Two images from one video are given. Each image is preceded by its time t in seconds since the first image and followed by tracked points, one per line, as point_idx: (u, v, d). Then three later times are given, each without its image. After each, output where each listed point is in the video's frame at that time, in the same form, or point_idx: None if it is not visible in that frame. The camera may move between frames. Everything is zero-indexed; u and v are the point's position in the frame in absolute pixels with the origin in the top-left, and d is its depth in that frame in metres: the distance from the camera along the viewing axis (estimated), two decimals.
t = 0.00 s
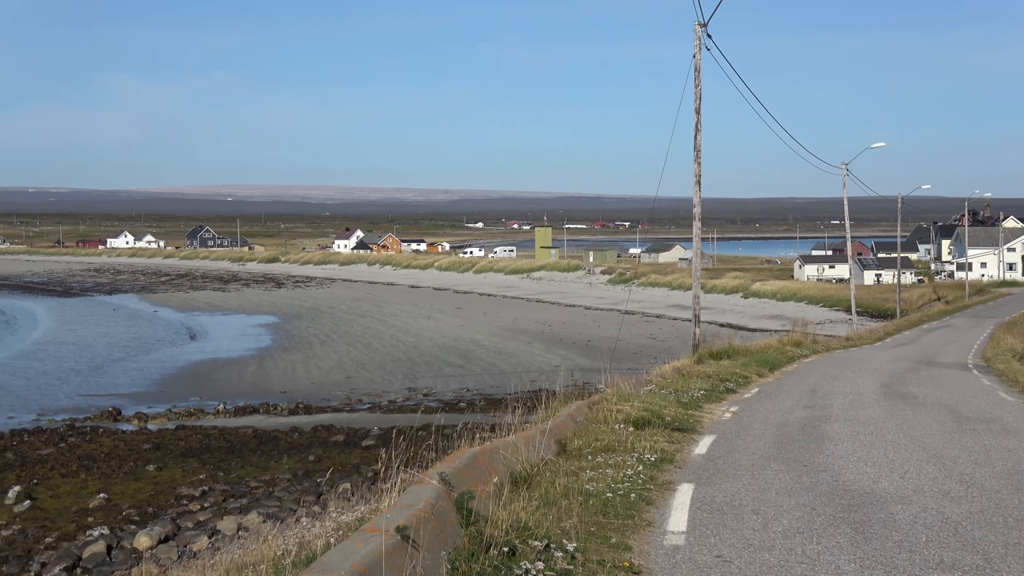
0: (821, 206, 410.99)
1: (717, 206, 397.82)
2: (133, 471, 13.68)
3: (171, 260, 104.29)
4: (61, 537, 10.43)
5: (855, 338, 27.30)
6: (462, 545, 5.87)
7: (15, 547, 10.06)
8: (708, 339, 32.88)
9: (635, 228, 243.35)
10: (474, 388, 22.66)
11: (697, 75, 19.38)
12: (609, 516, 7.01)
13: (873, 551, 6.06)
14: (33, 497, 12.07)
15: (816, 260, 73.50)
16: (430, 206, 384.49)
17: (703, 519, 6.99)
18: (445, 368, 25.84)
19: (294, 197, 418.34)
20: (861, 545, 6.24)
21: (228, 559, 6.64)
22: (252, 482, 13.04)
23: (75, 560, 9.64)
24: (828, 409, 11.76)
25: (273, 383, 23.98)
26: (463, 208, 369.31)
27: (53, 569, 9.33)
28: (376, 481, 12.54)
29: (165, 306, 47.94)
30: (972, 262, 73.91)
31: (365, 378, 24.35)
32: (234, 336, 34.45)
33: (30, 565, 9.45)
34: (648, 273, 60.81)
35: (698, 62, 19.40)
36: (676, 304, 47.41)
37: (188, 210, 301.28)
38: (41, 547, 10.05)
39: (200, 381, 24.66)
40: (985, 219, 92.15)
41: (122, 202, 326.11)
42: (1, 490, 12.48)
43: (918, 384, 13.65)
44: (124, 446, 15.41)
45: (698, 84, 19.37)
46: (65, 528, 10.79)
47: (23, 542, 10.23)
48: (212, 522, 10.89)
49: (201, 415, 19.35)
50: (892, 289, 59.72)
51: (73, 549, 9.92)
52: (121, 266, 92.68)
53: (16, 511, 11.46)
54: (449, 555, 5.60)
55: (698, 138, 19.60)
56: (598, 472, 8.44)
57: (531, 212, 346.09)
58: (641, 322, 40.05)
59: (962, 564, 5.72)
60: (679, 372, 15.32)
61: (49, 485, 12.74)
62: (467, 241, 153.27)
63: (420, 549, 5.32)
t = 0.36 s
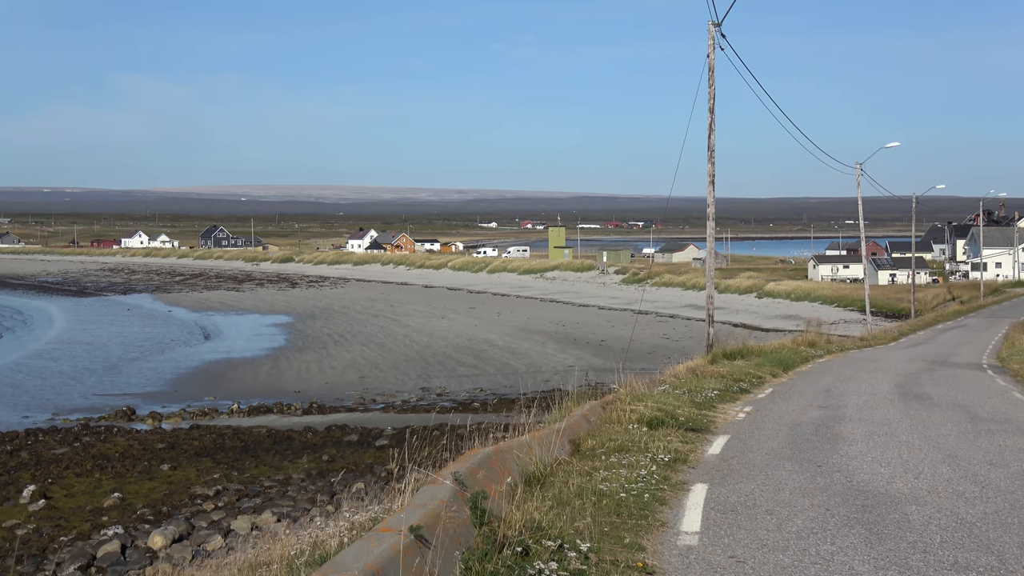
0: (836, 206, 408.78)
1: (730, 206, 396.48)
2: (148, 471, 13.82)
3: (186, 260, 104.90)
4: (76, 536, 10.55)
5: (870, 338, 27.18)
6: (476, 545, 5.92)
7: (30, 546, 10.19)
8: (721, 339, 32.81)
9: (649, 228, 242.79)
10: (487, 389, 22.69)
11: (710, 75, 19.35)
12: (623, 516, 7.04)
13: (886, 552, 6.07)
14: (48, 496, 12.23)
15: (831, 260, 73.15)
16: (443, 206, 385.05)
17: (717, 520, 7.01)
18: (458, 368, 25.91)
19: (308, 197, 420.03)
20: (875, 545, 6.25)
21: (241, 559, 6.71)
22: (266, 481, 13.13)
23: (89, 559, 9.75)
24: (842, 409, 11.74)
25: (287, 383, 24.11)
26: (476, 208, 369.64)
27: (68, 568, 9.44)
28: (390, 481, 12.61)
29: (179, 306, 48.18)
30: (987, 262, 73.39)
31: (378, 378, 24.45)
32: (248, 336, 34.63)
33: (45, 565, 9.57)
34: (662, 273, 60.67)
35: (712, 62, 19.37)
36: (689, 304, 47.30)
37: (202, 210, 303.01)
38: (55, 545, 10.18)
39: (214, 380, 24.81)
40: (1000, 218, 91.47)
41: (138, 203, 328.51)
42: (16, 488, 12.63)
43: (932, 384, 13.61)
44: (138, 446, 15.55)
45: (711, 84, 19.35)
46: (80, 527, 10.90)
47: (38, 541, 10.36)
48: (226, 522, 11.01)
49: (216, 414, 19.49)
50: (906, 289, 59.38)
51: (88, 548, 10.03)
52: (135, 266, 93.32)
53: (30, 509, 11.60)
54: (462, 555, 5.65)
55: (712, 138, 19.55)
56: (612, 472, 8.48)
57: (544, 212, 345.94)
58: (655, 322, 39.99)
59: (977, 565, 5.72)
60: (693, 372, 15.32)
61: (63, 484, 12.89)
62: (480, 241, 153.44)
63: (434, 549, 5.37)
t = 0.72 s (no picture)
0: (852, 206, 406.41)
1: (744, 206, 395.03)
2: (162, 470, 13.97)
3: (201, 260, 105.56)
4: (91, 535, 10.67)
5: (885, 338, 27.06)
6: (489, 545, 5.98)
7: (45, 545, 10.32)
8: (736, 339, 32.75)
9: (661, 228, 242.15)
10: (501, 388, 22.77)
11: (725, 74, 19.32)
12: (637, 516, 7.08)
13: (901, 552, 6.08)
14: (63, 495, 12.37)
15: (845, 260, 72.80)
16: (457, 206, 385.83)
17: (731, 520, 7.04)
18: (472, 368, 25.99)
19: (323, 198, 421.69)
20: (890, 546, 6.25)
21: (256, 559, 6.80)
22: (280, 481, 13.24)
23: (104, 558, 9.87)
24: (856, 409, 11.72)
25: (301, 383, 24.27)
26: (489, 208, 369.81)
27: (83, 568, 9.57)
28: (403, 480, 12.68)
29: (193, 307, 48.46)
30: (1004, 262, 72.82)
31: (392, 378, 24.57)
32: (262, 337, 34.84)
33: (60, 564, 9.69)
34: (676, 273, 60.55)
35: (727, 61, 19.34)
36: (703, 304, 47.20)
37: (217, 210, 304.79)
38: (70, 545, 10.30)
39: (228, 380, 24.98)
40: (1016, 218, 90.72)
41: (154, 203, 331.02)
42: (32, 487, 12.80)
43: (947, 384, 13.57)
44: (153, 445, 15.71)
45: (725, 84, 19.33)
46: (95, 526, 11.02)
47: (53, 540, 10.50)
48: (240, 521, 11.12)
49: (230, 414, 19.65)
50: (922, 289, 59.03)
51: (102, 547, 10.16)
52: (151, 266, 94.01)
53: (45, 509, 11.75)
54: (476, 556, 5.71)
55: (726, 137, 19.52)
56: (626, 472, 8.52)
57: (557, 211, 345.99)
58: (669, 322, 39.95)
59: (992, 566, 5.72)
60: (707, 372, 15.34)
61: (78, 483, 13.04)
62: (494, 241, 153.65)
63: (447, 549, 5.43)
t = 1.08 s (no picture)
0: (866, 206, 404.26)
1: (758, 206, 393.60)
2: (176, 470, 14.10)
3: (215, 260, 106.10)
4: (105, 535, 10.79)
5: (898, 338, 26.94)
6: (502, 545, 6.03)
7: (59, 544, 10.43)
8: (748, 339, 32.68)
9: (674, 228, 241.55)
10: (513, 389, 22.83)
11: (737, 74, 19.31)
12: (650, 516, 7.12)
13: (915, 553, 6.08)
14: (77, 494, 12.51)
15: (859, 260, 72.46)
16: (469, 207, 386.18)
17: (744, 520, 7.05)
18: (485, 368, 26.06)
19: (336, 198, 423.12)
20: (903, 547, 6.26)
21: (269, 559, 6.88)
22: (293, 481, 13.33)
23: (118, 557, 9.98)
24: (869, 410, 11.67)
25: (314, 383, 24.42)
26: (501, 208, 370.09)
27: (97, 567, 9.69)
28: (416, 480, 12.75)
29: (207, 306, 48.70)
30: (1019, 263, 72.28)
31: (405, 378, 24.67)
32: (276, 336, 35.02)
33: (73, 563, 9.82)
34: (689, 273, 60.43)
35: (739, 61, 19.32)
36: (716, 304, 47.08)
37: (231, 210, 306.38)
38: (84, 544, 10.40)
39: (242, 380, 25.13)
40: None
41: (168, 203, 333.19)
42: (46, 486, 12.95)
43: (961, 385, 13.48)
44: (167, 445, 15.88)
45: (738, 83, 19.31)
46: (108, 526, 11.14)
47: (67, 539, 10.62)
48: (253, 521, 11.23)
49: (243, 414, 19.78)
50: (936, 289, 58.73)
51: (116, 546, 10.26)
52: (165, 267, 94.55)
53: (59, 508, 11.88)
54: (489, 555, 5.76)
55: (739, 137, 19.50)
56: (638, 472, 8.56)
57: (570, 211, 345.80)
58: (681, 322, 39.90)
59: (1006, 568, 5.72)
60: (720, 372, 15.35)
61: (92, 483, 13.17)
62: (507, 241, 153.76)
63: (460, 548, 5.47)
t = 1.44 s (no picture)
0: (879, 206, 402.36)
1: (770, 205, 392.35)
2: (188, 469, 14.22)
3: (228, 260, 106.64)
4: (117, 534, 10.88)
5: (910, 338, 26.84)
6: (513, 544, 6.09)
7: (71, 543, 10.54)
8: (760, 340, 32.64)
9: (685, 228, 241.05)
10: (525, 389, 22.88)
11: (749, 73, 19.28)
12: (661, 517, 7.16)
13: (927, 554, 6.09)
14: (89, 494, 12.63)
15: (871, 260, 72.21)
16: (481, 206, 386.64)
17: (755, 521, 7.07)
18: (497, 368, 26.12)
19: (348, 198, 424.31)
20: (915, 548, 6.27)
21: (281, 558, 6.96)
22: (304, 481, 13.42)
23: (130, 557, 10.08)
24: (881, 411, 11.64)
25: (325, 383, 24.54)
26: (512, 207, 370.23)
27: (109, 566, 9.80)
28: (427, 481, 12.82)
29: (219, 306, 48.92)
30: None
31: (416, 378, 24.76)
32: (287, 337, 35.16)
33: (85, 562, 9.92)
34: (701, 273, 60.34)
35: (751, 61, 19.30)
36: (728, 304, 47.01)
37: (243, 209, 307.67)
38: (96, 544, 10.50)
39: (253, 380, 25.26)
40: None
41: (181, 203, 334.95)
42: (58, 485, 13.08)
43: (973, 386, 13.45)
44: (179, 445, 16.01)
45: (750, 83, 19.29)
46: (121, 525, 11.25)
47: (79, 538, 10.73)
48: (264, 520, 11.32)
49: (255, 414, 19.90)
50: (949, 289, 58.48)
51: (128, 546, 10.37)
52: (177, 266, 95.09)
53: (72, 507, 12.00)
54: (500, 555, 5.81)
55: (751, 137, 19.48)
56: (650, 472, 8.59)
57: (581, 211, 345.52)
58: (693, 322, 39.87)
59: (1019, 569, 5.72)
60: (732, 372, 15.38)
61: (104, 482, 13.30)
62: (519, 241, 153.90)
63: (471, 548, 5.53)
